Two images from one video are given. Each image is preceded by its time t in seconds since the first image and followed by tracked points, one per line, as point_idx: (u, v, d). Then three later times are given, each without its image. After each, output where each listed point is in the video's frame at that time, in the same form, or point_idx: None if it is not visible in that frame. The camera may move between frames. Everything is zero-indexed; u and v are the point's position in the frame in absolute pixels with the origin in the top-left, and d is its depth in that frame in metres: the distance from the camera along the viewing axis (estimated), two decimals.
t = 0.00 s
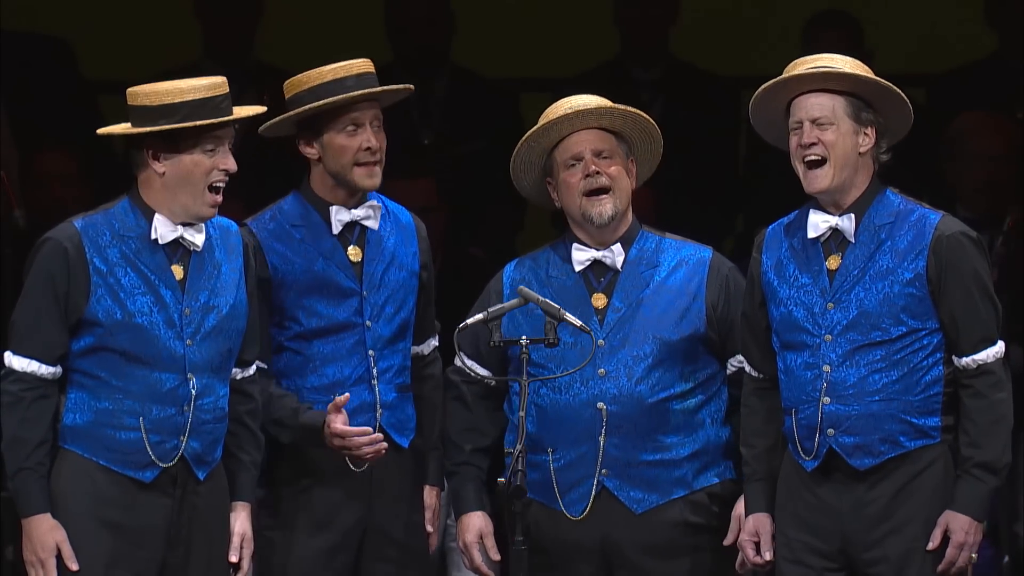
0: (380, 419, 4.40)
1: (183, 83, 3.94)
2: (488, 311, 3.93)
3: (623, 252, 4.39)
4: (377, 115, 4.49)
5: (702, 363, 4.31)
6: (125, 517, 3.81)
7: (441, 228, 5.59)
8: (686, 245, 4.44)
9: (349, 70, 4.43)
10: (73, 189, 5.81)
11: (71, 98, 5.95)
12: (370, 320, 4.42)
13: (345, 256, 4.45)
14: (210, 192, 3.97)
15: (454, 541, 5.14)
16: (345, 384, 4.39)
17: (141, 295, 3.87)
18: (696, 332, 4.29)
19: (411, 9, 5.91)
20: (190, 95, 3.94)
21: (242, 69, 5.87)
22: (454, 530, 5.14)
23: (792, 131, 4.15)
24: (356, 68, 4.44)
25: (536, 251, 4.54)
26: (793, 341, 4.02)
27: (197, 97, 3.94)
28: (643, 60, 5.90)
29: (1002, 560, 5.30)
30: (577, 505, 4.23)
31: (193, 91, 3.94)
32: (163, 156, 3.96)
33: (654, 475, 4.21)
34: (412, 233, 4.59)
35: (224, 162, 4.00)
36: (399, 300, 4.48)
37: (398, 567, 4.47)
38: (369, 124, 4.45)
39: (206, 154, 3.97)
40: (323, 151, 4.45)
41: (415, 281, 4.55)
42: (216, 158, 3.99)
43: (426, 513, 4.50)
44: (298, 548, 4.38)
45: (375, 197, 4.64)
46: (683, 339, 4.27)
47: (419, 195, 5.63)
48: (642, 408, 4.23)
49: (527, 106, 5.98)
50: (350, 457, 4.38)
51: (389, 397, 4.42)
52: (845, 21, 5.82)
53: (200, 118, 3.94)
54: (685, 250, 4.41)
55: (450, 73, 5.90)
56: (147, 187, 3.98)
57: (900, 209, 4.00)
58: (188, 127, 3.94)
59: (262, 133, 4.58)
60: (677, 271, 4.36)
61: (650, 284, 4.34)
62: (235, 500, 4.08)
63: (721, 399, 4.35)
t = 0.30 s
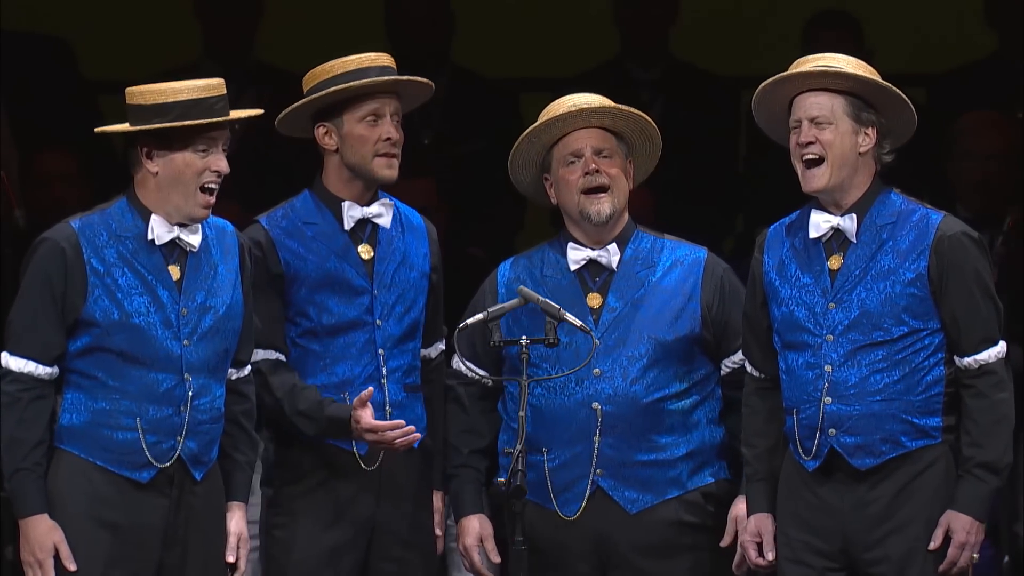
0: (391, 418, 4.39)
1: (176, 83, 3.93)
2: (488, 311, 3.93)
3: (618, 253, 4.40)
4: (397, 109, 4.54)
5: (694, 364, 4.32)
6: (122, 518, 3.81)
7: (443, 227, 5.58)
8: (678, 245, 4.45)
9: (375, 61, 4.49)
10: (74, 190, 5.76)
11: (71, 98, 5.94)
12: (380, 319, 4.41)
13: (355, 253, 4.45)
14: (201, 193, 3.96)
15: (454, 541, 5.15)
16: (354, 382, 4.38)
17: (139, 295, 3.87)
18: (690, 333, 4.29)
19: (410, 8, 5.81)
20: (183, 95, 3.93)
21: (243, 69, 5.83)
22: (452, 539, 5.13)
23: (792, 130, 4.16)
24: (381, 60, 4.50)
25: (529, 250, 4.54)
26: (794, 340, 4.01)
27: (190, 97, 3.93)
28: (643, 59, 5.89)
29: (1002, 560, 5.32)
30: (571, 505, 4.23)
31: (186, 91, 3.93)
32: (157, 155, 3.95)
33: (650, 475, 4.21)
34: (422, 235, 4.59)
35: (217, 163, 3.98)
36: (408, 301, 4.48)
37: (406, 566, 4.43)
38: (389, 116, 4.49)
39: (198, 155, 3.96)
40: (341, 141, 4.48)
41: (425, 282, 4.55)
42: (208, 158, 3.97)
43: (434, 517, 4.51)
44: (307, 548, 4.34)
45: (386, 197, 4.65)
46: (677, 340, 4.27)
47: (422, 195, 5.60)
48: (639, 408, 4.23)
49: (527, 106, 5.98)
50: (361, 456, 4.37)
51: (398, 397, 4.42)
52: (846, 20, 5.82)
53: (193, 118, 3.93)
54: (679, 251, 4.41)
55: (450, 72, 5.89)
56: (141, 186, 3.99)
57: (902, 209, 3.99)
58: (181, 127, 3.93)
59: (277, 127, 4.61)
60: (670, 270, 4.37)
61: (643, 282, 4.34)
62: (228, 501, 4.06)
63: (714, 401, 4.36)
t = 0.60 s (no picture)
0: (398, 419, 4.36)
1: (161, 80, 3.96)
2: (488, 311, 3.92)
3: (617, 254, 4.39)
4: (414, 107, 4.56)
5: (691, 367, 4.32)
6: (118, 518, 3.81)
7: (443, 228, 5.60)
8: (676, 246, 4.45)
9: (394, 56, 4.52)
10: (74, 189, 5.80)
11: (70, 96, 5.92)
12: (389, 318, 4.37)
13: (366, 251, 4.42)
14: (191, 190, 3.97)
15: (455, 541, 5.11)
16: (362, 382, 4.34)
17: (133, 295, 3.87)
18: (688, 335, 4.30)
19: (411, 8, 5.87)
20: (168, 92, 3.96)
21: (242, 69, 5.88)
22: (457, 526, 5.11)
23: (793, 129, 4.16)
24: (400, 56, 4.54)
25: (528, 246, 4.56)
26: (795, 339, 4.01)
27: (175, 94, 3.96)
28: (643, 59, 5.89)
29: (1002, 560, 5.33)
30: (567, 507, 4.21)
31: (172, 88, 3.97)
32: (145, 154, 3.98)
33: (647, 477, 4.21)
34: (432, 236, 4.58)
35: (206, 160, 4.00)
36: (419, 301, 4.45)
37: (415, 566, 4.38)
38: (407, 111, 4.52)
39: (186, 152, 3.97)
40: (358, 135, 4.48)
41: (435, 284, 4.53)
42: (197, 155, 3.99)
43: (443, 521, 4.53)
44: (311, 547, 4.31)
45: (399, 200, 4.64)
46: (674, 341, 4.28)
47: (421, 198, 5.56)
48: (637, 409, 4.23)
49: (527, 106, 5.97)
50: (368, 455, 4.33)
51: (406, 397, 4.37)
52: (846, 20, 5.82)
53: (178, 114, 3.96)
54: (675, 253, 4.41)
55: (450, 73, 5.89)
56: (131, 185, 4.00)
57: (904, 209, 3.99)
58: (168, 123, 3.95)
59: (291, 122, 4.60)
60: (667, 270, 4.37)
61: (640, 282, 4.34)
62: (226, 500, 4.07)
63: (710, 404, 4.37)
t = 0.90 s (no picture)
0: (403, 417, 4.35)
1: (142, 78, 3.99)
2: (488, 312, 3.90)
3: (620, 257, 4.41)
4: (425, 104, 4.58)
5: (694, 370, 4.34)
6: (113, 517, 3.81)
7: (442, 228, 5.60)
8: (679, 249, 4.47)
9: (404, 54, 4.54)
10: (73, 189, 5.78)
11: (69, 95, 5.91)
12: (397, 317, 4.37)
13: (374, 250, 4.41)
14: (179, 186, 3.98)
15: (454, 542, 5.14)
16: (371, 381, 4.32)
17: (126, 295, 3.87)
18: (692, 338, 4.32)
19: (411, 10, 5.96)
20: (149, 90, 3.99)
21: (242, 68, 5.90)
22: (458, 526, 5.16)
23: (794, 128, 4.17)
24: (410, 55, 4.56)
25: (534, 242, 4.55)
26: (795, 338, 4.01)
27: (156, 91, 3.99)
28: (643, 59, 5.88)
29: (1002, 560, 5.32)
30: (572, 510, 4.21)
31: (153, 85, 3.99)
32: (132, 153, 4.00)
33: (652, 481, 4.22)
34: (438, 237, 4.57)
35: (192, 155, 4.01)
36: (425, 301, 4.44)
37: (419, 566, 4.37)
38: (418, 108, 4.53)
39: (171, 149, 3.99)
40: (368, 132, 4.49)
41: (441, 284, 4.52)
42: (183, 151, 4.00)
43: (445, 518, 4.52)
44: (312, 547, 4.30)
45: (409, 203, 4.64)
46: (679, 345, 4.29)
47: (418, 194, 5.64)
48: (642, 413, 4.24)
49: (528, 107, 5.95)
50: (374, 453, 4.32)
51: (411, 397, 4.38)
52: (846, 21, 5.81)
53: (160, 111, 3.98)
54: (676, 255, 4.44)
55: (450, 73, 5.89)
56: (121, 185, 4.02)
57: (906, 209, 3.98)
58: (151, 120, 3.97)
59: (300, 123, 4.62)
60: (669, 272, 4.39)
61: (642, 285, 4.36)
62: (221, 499, 4.07)
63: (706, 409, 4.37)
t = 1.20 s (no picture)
0: (403, 418, 4.33)
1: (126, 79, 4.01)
2: (487, 311, 3.87)
3: (636, 256, 4.47)
4: (431, 105, 4.58)
5: (716, 367, 4.40)
6: (108, 518, 3.81)
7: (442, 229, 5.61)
8: (695, 243, 4.54)
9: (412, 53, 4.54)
10: (75, 189, 5.80)
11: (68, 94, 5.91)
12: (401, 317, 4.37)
13: (378, 248, 4.40)
14: (170, 183, 3.99)
15: (455, 542, 5.18)
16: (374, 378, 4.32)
17: (122, 295, 3.88)
18: (710, 333, 4.38)
19: (412, 9, 5.95)
20: (133, 90, 4.00)
21: (242, 68, 5.91)
22: (458, 525, 5.20)
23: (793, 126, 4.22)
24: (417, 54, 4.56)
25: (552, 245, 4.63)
26: (792, 335, 4.04)
27: (140, 91, 4.00)
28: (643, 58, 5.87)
29: (1002, 560, 5.33)
30: (591, 509, 4.30)
31: (137, 85, 4.00)
32: (122, 154, 4.01)
33: (674, 479, 4.29)
34: (441, 239, 4.58)
35: (181, 153, 4.02)
36: (428, 302, 4.44)
37: (418, 566, 4.37)
38: (425, 108, 4.53)
39: (160, 148, 3.99)
40: (374, 129, 4.49)
41: (445, 285, 4.54)
42: (171, 150, 4.01)
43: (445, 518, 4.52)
44: (313, 547, 4.29)
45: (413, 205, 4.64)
46: (697, 340, 4.36)
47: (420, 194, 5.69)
48: (663, 410, 4.31)
49: (528, 107, 5.92)
50: (375, 452, 4.30)
51: (413, 396, 4.37)
52: (847, 20, 5.81)
53: (146, 111, 3.98)
54: (693, 251, 4.50)
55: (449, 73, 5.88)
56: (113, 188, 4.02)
57: (905, 208, 3.98)
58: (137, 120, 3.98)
59: (305, 120, 4.63)
60: (686, 268, 4.46)
61: (658, 283, 4.42)
62: (216, 498, 4.08)
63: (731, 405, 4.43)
